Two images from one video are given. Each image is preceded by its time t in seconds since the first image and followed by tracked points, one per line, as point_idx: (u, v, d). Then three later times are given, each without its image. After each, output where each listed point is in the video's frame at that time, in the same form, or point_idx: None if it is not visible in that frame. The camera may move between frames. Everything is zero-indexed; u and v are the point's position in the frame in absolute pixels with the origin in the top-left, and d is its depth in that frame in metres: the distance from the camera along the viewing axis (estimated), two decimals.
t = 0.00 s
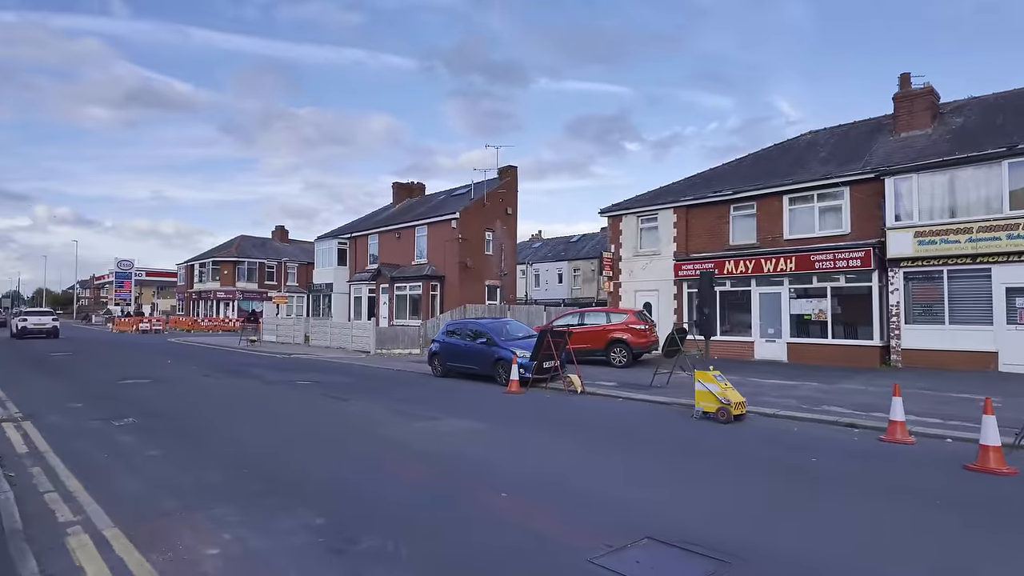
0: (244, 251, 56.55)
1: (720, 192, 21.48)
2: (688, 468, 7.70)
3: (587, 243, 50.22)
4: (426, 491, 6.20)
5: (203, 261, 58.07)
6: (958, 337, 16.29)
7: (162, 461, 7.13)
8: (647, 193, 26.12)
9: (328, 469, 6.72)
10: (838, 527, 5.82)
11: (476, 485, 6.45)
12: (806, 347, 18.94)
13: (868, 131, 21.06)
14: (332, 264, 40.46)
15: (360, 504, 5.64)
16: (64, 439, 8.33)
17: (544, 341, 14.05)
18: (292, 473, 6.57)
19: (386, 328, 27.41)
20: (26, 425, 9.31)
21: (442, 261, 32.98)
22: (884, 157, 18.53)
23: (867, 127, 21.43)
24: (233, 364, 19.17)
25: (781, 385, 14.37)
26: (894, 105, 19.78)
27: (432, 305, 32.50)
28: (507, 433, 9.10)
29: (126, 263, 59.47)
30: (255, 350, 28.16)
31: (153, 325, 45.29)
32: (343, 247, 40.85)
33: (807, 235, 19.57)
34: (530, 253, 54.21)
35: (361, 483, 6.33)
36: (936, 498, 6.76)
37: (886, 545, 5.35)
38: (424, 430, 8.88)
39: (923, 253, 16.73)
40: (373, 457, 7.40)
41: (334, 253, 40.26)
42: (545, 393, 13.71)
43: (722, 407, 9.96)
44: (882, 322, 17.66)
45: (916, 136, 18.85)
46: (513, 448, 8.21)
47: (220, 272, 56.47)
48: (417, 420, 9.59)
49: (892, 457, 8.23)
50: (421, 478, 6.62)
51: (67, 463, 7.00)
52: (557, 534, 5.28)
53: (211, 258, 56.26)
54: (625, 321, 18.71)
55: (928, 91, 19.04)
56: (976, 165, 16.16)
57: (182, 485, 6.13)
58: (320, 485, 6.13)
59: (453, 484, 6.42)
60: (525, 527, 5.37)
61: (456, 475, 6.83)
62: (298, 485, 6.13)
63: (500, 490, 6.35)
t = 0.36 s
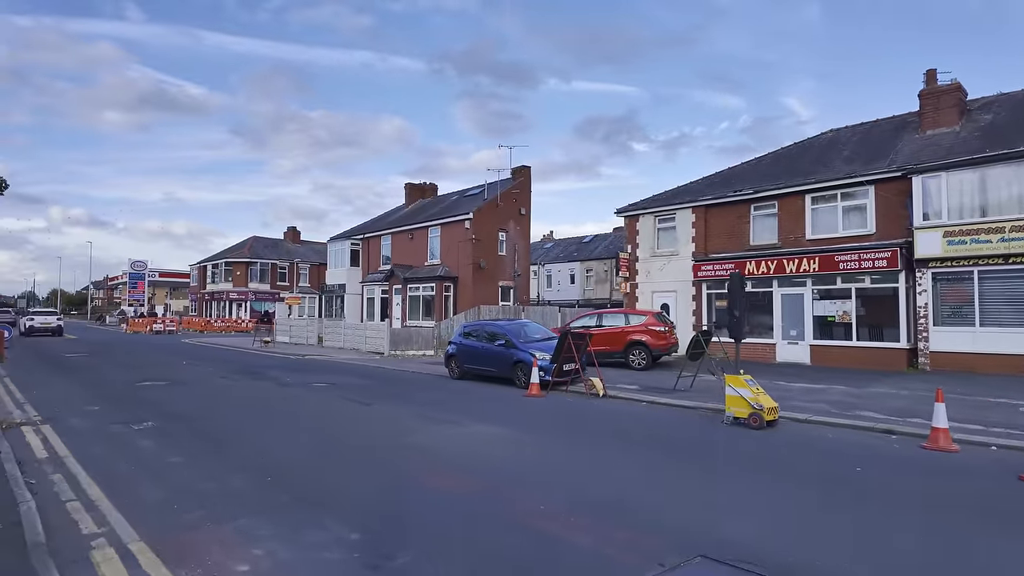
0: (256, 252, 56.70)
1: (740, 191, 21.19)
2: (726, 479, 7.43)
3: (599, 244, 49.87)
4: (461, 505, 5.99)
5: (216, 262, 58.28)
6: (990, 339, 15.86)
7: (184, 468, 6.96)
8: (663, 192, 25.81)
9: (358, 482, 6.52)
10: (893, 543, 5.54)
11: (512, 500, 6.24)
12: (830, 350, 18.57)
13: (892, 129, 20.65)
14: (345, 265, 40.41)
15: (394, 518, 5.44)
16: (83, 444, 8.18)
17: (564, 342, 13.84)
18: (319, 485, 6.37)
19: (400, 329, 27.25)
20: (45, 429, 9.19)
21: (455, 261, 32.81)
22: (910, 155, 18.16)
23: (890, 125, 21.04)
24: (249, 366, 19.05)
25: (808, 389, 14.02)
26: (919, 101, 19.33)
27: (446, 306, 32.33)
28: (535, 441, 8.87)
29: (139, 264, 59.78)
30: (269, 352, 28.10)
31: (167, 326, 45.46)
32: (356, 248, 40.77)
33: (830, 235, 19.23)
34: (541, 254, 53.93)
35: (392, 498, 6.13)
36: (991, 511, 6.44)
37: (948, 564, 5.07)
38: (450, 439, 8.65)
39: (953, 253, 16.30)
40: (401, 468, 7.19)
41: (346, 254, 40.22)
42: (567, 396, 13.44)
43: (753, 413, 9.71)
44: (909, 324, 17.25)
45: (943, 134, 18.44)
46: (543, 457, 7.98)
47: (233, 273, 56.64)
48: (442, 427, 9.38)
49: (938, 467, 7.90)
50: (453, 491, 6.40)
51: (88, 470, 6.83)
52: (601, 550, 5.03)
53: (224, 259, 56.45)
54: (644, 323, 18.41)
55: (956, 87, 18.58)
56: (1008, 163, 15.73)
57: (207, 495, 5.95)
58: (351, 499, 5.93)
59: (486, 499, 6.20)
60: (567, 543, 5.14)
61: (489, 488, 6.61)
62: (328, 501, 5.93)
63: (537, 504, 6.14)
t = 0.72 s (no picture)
0: (259, 252, 56.52)
1: (751, 189, 20.93)
2: (754, 484, 7.18)
3: (604, 244, 49.56)
4: (484, 515, 5.79)
5: (219, 262, 58.11)
6: (1009, 340, 15.55)
7: (192, 473, 6.72)
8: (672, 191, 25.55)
9: (375, 490, 6.29)
10: (936, 555, 5.29)
11: (536, 510, 6.01)
12: (844, 350, 18.27)
13: (906, 127, 20.36)
14: (349, 265, 40.20)
15: (417, 533, 5.21)
16: (87, 448, 7.94)
17: (576, 343, 13.53)
18: (334, 494, 6.12)
19: (405, 330, 27.01)
20: (48, 432, 8.96)
21: (461, 261, 32.58)
22: (925, 153, 17.88)
23: (904, 122, 20.75)
24: (254, 367, 18.83)
25: (825, 391, 13.72)
26: (934, 98, 19.02)
27: (451, 307, 32.08)
28: (554, 445, 8.62)
29: (143, 264, 59.63)
30: (273, 352, 27.87)
31: (170, 326, 45.28)
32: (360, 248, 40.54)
33: (843, 234, 18.96)
34: (546, 254, 53.64)
35: (412, 507, 5.90)
36: None
37: None
38: (465, 443, 8.40)
39: (971, 252, 16.00)
40: (416, 475, 6.94)
41: (350, 254, 40.00)
42: (580, 397, 13.18)
43: (775, 416, 9.45)
44: (925, 324, 16.95)
45: (959, 131, 18.14)
46: (565, 462, 7.74)
47: (236, 273, 56.47)
48: (456, 429, 9.11)
49: (972, 472, 7.62)
50: (473, 500, 6.17)
51: (93, 475, 6.59)
52: (634, 565, 4.78)
53: (227, 259, 56.27)
54: (654, 323, 18.14)
55: (972, 83, 18.26)
56: None
57: (217, 503, 5.71)
58: (370, 509, 5.69)
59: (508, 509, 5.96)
60: (597, 558, 4.89)
61: (512, 496, 6.37)
62: (345, 510, 5.70)
63: (564, 515, 5.90)
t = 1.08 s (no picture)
0: (261, 253, 56.31)
1: (760, 189, 20.67)
2: (780, 493, 6.92)
3: (608, 244, 49.28)
4: (505, 529, 5.53)
5: (221, 263, 57.89)
6: None
7: (196, 483, 6.48)
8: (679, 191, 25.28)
9: (388, 503, 6.04)
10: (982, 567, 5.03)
11: (558, 523, 5.75)
12: (856, 353, 18.00)
13: (917, 126, 20.10)
14: (352, 266, 39.96)
15: (435, 550, 4.95)
16: (87, 456, 7.70)
17: (586, 346, 13.26)
18: (346, 507, 5.86)
19: (409, 332, 26.75)
20: (48, 439, 8.71)
21: (464, 262, 32.33)
22: (938, 151, 17.60)
23: (915, 121, 20.48)
24: (257, 369, 18.58)
25: (841, 395, 13.44)
26: (947, 96, 18.76)
27: (455, 308, 31.83)
28: (570, 452, 8.36)
29: (144, 265, 59.39)
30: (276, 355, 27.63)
31: (172, 328, 45.08)
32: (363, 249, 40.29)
33: (855, 234, 18.70)
34: (549, 255, 53.37)
35: (429, 521, 5.64)
36: None
37: None
38: (478, 450, 8.14)
39: (987, 252, 15.72)
40: (429, 485, 6.69)
41: (353, 256, 39.77)
42: (591, 401, 12.92)
43: (796, 422, 9.18)
44: (939, 326, 16.67)
45: (973, 130, 17.87)
46: (583, 471, 7.49)
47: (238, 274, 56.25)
48: (467, 436, 8.86)
49: (1004, 480, 7.36)
50: (491, 513, 5.92)
51: (94, 486, 6.34)
52: None
53: (229, 260, 56.06)
54: (663, 325, 17.86)
55: (986, 81, 18.00)
56: None
57: (223, 516, 5.47)
58: (384, 525, 5.43)
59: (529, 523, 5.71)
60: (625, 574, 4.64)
61: (532, 509, 6.11)
62: (358, 525, 5.44)
63: (588, 529, 5.64)
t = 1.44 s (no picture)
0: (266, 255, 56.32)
1: (770, 190, 20.52)
2: (806, 499, 6.76)
3: (613, 246, 49.12)
4: (529, 539, 5.38)
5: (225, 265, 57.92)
6: None
7: (208, 490, 6.37)
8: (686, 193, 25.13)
9: (407, 512, 5.90)
10: None
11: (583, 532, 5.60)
12: (868, 355, 17.80)
13: (929, 126, 19.93)
14: (357, 268, 39.92)
15: (461, 561, 4.80)
16: (97, 461, 7.60)
17: (597, 349, 13.08)
18: (364, 517, 5.74)
19: (415, 334, 26.63)
20: (57, 443, 8.63)
21: (470, 264, 32.21)
22: (951, 152, 17.43)
23: (927, 122, 20.30)
24: (264, 372, 18.50)
25: (856, 399, 13.26)
26: (959, 96, 18.59)
27: (460, 310, 31.71)
28: (589, 460, 8.21)
29: (149, 267, 59.48)
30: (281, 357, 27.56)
31: (177, 330, 45.07)
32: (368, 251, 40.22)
33: (866, 236, 18.52)
34: (554, 257, 53.24)
35: (451, 531, 5.50)
36: None
37: None
38: (492, 457, 8.01)
39: (1002, 254, 15.53)
40: (445, 493, 6.55)
41: (358, 258, 39.71)
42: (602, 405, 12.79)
43: (814, 427, 9.03)
44: (954, 328, 16.47)
45: (986, 130, 17.69)
46: (604, 478, 7.34)
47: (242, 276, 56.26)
48: (481, 441, 8.76)
49: None
50: (514, 523, 5.77)
51: (104, 493, 6.23)
52: None
53: (233, 262, 56.08)
54: (672, 328, 17.69)
55: (999, 81, 17.82)
56: None
57: (237, 526, 5.35)
58: (403, 536, 5.28)
59: (552, 533, 5.54)
60: None
61: (555, 518, 5.97)
62: (379, 535, 5.32)
63: (613, 538, 5.48)
